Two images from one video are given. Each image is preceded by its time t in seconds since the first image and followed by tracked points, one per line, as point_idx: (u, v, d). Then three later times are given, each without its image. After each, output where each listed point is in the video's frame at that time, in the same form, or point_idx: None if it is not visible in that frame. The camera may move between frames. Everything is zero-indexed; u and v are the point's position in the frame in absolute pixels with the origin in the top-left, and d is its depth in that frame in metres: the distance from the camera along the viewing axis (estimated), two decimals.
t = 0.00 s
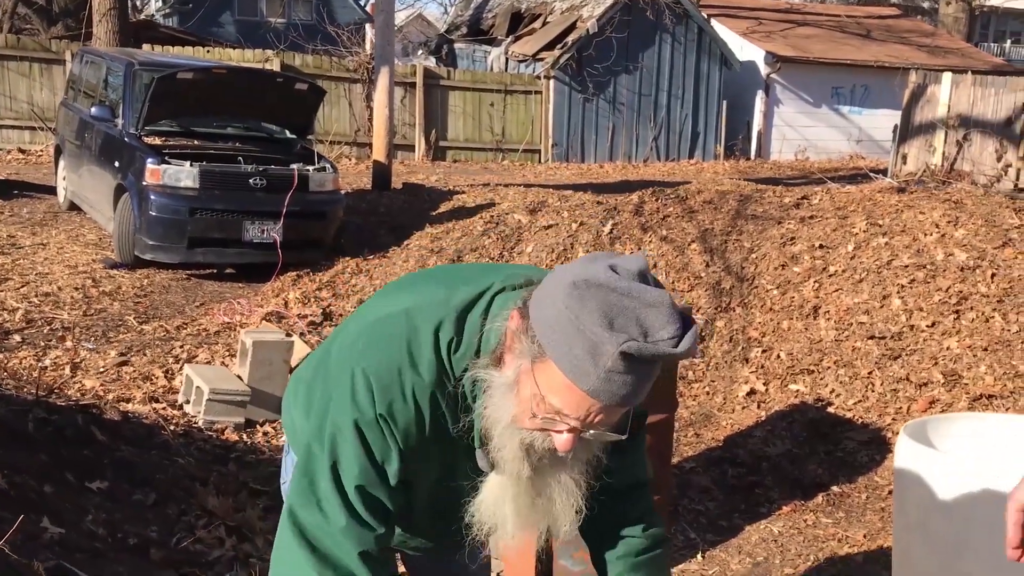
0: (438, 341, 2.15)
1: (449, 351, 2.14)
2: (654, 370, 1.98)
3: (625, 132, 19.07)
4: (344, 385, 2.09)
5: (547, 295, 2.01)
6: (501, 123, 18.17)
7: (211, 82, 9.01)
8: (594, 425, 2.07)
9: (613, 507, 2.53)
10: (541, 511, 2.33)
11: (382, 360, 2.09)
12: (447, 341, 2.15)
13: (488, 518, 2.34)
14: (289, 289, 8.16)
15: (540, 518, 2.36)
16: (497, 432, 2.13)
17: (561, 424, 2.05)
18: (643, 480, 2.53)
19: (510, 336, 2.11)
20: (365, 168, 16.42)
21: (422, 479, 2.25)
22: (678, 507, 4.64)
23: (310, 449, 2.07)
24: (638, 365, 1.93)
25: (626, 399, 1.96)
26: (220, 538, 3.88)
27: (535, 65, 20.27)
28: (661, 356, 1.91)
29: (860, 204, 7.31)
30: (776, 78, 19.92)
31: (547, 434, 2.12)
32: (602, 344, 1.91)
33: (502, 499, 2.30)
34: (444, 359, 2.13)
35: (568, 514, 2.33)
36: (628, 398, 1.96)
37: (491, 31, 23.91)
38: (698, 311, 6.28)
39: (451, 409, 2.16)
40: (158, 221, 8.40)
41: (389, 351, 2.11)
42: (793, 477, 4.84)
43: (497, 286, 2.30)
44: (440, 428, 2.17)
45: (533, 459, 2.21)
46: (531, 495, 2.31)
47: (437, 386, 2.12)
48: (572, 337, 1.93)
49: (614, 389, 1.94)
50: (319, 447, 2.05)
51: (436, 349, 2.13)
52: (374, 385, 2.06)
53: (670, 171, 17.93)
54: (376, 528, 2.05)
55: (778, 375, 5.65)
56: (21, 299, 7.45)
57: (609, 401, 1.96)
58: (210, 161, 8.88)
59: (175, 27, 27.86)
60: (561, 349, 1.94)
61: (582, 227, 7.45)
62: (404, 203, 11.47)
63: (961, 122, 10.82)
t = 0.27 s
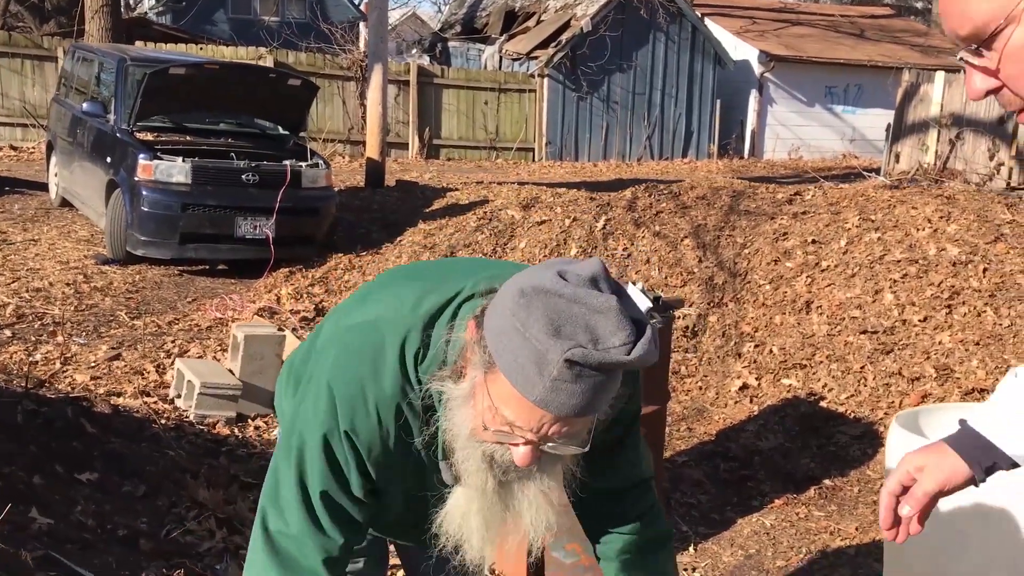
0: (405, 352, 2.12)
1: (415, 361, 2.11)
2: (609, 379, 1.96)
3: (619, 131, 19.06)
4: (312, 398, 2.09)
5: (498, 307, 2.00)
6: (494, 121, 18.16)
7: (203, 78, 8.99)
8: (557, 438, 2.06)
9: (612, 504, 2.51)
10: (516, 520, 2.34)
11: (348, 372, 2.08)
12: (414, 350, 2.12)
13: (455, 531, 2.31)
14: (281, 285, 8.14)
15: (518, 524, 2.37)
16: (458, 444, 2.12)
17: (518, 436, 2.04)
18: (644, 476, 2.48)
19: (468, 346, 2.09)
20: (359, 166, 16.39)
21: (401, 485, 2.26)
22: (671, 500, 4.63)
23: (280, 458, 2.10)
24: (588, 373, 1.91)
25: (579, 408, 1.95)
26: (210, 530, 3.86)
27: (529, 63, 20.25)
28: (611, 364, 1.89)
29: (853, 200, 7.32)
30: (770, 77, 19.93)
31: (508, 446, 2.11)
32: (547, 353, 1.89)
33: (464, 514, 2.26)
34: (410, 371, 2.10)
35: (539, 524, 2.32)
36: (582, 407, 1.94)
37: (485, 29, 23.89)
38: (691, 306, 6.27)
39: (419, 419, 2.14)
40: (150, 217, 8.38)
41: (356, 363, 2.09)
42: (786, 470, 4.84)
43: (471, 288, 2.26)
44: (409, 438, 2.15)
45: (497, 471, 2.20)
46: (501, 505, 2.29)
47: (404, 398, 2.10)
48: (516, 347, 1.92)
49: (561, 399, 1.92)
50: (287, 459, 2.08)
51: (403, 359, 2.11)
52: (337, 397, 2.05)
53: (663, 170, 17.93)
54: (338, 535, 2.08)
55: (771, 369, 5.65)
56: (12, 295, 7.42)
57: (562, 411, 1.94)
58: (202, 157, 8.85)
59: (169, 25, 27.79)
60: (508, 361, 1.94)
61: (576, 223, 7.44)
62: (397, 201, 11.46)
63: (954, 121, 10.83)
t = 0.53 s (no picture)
0: (390, 340, 2.12)
1: (400, 350, 2.11)
2: (598, 371, 1.97)
3: (612, 130, 19.06)
4: (293, 381, 2.07)
5: (484, 298, 2.01)
6: (486, 120, 18.16)
7: (194, 75, 8.97)
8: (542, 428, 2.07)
9: (606, 499, 2.47)
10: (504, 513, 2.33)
11: (331, 357, 2.07)
12: (399, 339, 2.12)
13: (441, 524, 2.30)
14: (272, 282, 8.13)
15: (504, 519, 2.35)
16: (445, 434, 2.13)
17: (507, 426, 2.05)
18: (638, 466, 2.46)
19: (456, 336, 2.10)
20: (351, 164, 16.36)
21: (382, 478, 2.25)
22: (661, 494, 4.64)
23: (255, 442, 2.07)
24: (576, 367, 1.92)
25: (567, 399, 1.96)
26: (201, 523, 3.86)
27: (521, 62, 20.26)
28: (598, 358, 1.90)
29: (843, 196, 7.34)
30: (761, 77, 19.98)
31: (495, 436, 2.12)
32: (534, 347, 1.90)
33: (450, 505, 2.25)
34: (394, 359, 2.10)
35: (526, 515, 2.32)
36: (569, 399, 1.96)
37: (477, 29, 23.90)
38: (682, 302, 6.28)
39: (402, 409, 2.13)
40: (141, 214, 8.36)
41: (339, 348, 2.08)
42: (776, 465, 4.86)
43: (459, 276, 2.26)
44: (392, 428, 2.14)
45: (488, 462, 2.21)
46: (488, 497, 2.29)
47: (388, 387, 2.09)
48: (508, 342, 1.92)
49: (551, 393, 1.94)
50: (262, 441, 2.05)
51: (387, 347, 2.11)
52: (318, 381, 2.04)
53: (655, 169, 17.95)
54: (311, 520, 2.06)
55: (761, 365, 5.67)
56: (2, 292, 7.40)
57: (548, 404, 1.95)
58: (193, 155, 8.83)
59: (160, 25, 27.74)
60: (496, 352, 1.95)
61: (567, 220, 7.45)
62: (389, 199, 11.45)
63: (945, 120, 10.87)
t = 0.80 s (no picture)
0: (403, 331, 2.15)
1: (414, 340, 2.15)
2: (625, 341, 2.05)
3: (603, 130, 19.10)
4: (314, 379, 2.08)
5: (499, 298, 2.05)
6: (477, 120, 18.19)
7: (186, 76, 8.98)
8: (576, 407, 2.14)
9: (603, 482, 2.53)
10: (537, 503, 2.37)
11: (348, 352, 2.09)
12: (412, 331, 2.15)
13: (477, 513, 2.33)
14: (265, 283, 8.15)
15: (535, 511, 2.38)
16: (477, 424, 2.17)
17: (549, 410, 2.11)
18: (628, 449, 2.51)
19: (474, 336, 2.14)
20: (342, 165, 16.37)
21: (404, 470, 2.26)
22: (653, 491, 4.68)
23: (281, 446, 2.06)
24: (609, 342, 2.00)
25: (604, 374, 2.03)
26: (196, 520, 3.88)
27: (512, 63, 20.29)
28: (627, 328, 1.98)
29: (832, 196, 7.41)
30: (751, 77, 20.07)
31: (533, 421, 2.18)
32: (570, 332, 1.96)
33: (492, 493, 2.29)
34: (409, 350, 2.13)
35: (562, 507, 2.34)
36: (606, 373, 2.03)
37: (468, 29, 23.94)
38: (673, 301, 6.33)
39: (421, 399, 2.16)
40: (133, 215, 8.36)
41: (356, 343, 2.10)
42: (766, 461, 4.91)
43: (461, 268, 2.30)
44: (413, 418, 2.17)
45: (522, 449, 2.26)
46: (521, 486, 2.33)
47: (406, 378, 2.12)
48: (541, 329, 1.98)
49: (591, 371, 2.00)
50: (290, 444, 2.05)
51: (402, 340, 2.13)
52: (341, 378, 2.06)
53: (646, 169, 18.01)
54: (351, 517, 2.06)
55: (751, 362, 5.71)
56: None
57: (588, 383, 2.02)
58: (185, 155, 8.84)
59: (150, 25, 27.70)
60: (531, 347, 2.00)
61: (559, 220, 7.49)
62: (381, 199, 11.48)
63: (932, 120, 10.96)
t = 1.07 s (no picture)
0: (447, 332, 2.20)
1: (459, 341, 2.21)
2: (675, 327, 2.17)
3: (594, 132, 19.19)
4: (361, 378, 2.13)
5: (558, 307, 2.10)
6: (469, 122, 18.25)
7: (182, 79, 9.03)
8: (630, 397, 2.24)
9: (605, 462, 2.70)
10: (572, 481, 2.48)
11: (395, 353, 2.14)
12: (456, 332, 2.21)
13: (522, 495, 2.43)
14: (261, 285, 8.20)
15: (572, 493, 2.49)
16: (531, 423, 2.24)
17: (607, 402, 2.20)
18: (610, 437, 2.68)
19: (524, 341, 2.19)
20: (334, 167, 16.40)
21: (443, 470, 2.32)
22: (651, 489, 4.75)
23: (327, 446, 2.10)
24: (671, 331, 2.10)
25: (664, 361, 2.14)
26: (203, 520, 3.94)
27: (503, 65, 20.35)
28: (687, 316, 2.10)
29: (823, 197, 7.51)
30: (741, 79, 20.20)
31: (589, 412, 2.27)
32: (642, 328, 2.05)
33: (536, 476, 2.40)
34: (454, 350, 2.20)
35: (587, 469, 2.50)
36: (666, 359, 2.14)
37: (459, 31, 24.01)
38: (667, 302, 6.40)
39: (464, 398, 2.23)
40: (129, 218, 8.40)
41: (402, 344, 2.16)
42: (760, 459, 4.99)
43: (496, 272, 2.37)
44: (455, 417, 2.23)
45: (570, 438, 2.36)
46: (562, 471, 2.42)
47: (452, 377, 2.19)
48: (608, 333, 2.06)
49: (659, 361, 2.11)
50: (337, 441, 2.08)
51: (448, 340, 2.20)
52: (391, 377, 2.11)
53: (637, 170, 18.10)
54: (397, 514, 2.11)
55: (746, 362, 5.78)
56: None
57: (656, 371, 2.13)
58: (181, 158, 8.88)
59: (140, 27, 27.67)
60: (602, 347, 2.07)
61: (554, 222, 7.57)
62: (374, 201, 11.54)
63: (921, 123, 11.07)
